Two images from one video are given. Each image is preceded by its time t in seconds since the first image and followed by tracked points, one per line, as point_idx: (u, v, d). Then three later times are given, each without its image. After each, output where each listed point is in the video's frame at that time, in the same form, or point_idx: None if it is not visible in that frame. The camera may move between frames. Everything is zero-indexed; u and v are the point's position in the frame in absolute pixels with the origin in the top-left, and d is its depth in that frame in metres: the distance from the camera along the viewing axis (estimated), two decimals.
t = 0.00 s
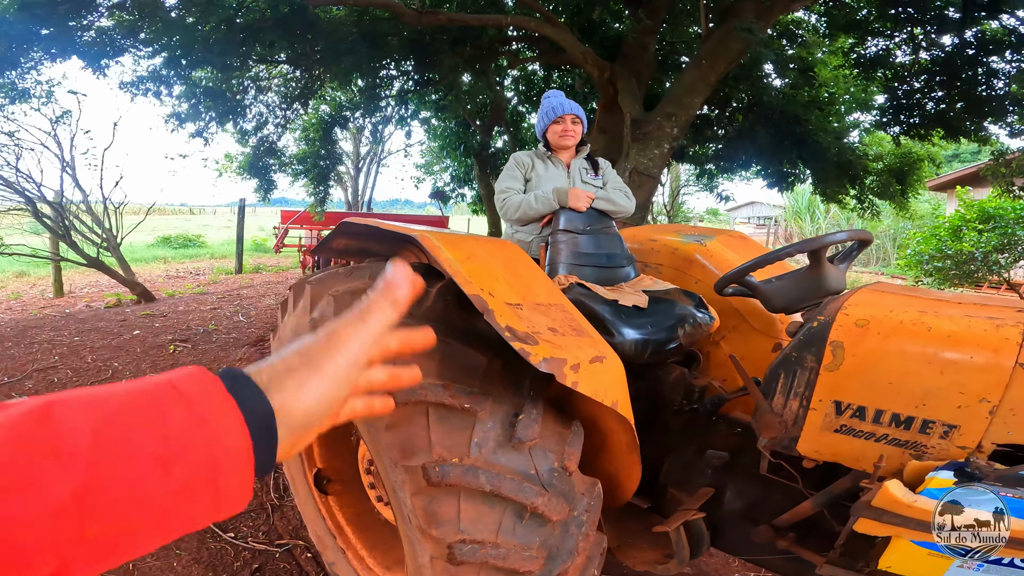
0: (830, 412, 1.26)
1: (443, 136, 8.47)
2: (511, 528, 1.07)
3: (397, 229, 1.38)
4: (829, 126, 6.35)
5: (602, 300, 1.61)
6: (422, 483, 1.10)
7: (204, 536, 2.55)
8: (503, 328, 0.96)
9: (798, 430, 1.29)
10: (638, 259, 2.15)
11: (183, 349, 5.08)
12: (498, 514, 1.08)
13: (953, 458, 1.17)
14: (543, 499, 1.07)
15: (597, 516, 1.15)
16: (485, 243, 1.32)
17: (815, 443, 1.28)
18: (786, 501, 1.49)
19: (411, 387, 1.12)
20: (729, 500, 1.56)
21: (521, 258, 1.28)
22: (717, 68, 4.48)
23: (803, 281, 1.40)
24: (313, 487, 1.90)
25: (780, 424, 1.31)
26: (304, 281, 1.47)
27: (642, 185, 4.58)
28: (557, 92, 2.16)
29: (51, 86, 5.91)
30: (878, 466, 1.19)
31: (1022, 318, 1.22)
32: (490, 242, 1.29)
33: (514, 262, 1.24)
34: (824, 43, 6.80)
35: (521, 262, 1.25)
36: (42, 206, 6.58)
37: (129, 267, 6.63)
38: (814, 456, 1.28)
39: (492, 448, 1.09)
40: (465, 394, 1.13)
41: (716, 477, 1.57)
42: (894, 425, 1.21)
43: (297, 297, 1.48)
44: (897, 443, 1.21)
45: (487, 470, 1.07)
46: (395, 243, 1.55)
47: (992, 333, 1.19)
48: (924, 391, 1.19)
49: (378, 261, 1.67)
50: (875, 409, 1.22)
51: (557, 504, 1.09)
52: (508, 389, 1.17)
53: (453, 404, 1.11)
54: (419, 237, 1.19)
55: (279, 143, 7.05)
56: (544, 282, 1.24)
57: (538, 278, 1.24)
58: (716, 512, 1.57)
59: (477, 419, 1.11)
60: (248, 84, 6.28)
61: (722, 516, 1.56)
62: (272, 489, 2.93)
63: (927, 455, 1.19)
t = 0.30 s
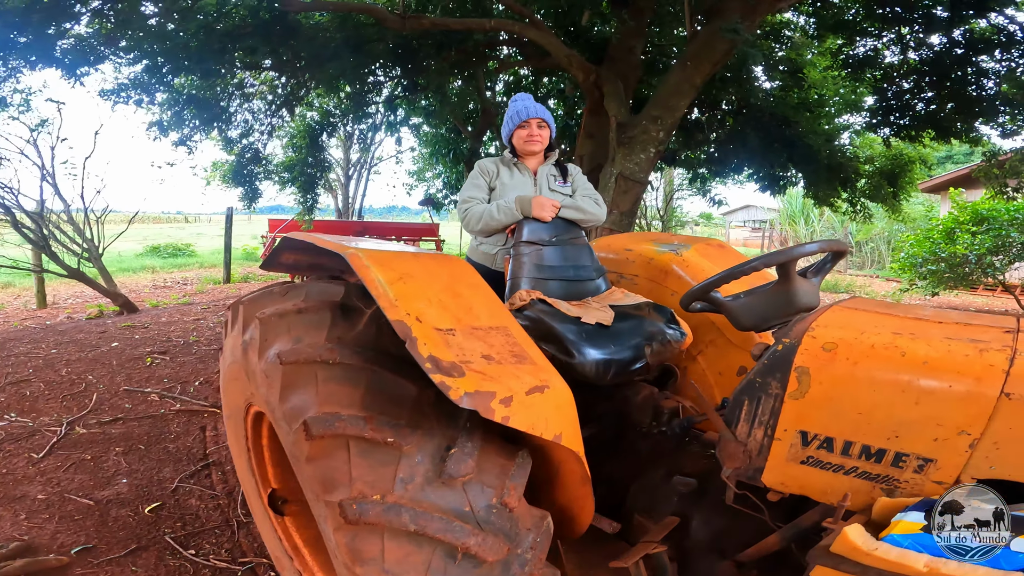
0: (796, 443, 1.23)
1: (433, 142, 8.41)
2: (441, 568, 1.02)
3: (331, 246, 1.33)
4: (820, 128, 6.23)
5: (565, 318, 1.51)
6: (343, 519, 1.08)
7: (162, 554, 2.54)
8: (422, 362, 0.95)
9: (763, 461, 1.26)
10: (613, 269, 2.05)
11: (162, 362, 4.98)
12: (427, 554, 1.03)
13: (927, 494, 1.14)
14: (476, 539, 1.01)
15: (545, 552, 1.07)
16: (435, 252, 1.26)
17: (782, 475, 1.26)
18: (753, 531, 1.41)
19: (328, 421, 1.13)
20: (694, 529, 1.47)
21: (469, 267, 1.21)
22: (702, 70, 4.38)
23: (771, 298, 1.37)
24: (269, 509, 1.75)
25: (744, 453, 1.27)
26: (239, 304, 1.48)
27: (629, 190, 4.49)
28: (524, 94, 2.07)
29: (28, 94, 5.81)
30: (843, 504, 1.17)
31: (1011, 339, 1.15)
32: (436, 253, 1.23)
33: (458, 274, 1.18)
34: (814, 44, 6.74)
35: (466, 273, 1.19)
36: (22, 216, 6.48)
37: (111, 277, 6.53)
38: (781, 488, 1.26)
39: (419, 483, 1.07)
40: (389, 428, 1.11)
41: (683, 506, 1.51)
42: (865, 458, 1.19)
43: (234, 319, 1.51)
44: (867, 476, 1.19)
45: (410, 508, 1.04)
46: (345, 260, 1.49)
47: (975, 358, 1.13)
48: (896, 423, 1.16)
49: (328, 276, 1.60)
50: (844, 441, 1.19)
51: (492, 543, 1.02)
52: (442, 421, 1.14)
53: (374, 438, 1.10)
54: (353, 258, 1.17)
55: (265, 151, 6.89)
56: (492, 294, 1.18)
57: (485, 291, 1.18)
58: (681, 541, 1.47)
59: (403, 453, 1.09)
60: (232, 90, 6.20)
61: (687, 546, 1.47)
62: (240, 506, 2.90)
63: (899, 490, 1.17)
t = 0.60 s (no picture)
0: (783, 468, 1.19)
1: (430, 146, 8.38)
2: None
3: (299, 262, 1.29)
4: (818, 130, 6.22)
5: (550, 334, 1.46)
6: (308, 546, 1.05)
7: (147, 564, 2.49)
8: (385, 389, 0.95)
9: (749, 485, 1.21)
10: (604, 280, 2.01)
11: (153, 368, 4.92)
12: None
13: (918, 523, 1.11)
14: (447, 568, 0.98)
15: None
16: (408, 269, 1.27)
17: (768, 499, 1.21)
18: (740, 553, 1.38)
19: (291, 446, 1.08)
20: (681, 552, 1.44)
21: (442, 286, 1.22)
22: (698, 72, 4.32)
23: (761, 317, 1.33)
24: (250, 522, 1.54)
25: (730, 477, 1.23)
26: (209, 320, 1.45)
27: (625, 195, 4.44)
28: (512, 98, 2.01)
29: (19, 97, 5.75)
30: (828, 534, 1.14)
31: (1008, 365, 1.12)
32: (408, 272, 1.23)
33: (429, 294, 1.18)
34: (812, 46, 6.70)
35: (439, 293, 1.20)
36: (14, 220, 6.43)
37: (104, 283, 6.48)
38: (767, 513, 1.22)
39: (388, 511, 1.03)
40: (353, 454, 1.07)
41: (669, 526, 1.48)
42: (854, 484, 1.15)
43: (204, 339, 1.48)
44: (856, 503, 1.15)
45: (377, 537, 1.00)
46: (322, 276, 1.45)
47: (973, 386, 1.10)
48: (887, 450, 1.13)
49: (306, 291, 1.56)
50: (832, 467, 1.16)
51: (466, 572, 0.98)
52: (415, 446, 1.10)
53: (338, 465, 1.06)
54: (320, 276, 1.16)
55: (260, 155, 6.81)
56: (464, 314, 1.19)
57: (457, 312, 1.18)
58: (667, 563, 1.45)
59: (370, 480, 1.05)
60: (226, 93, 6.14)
61: (673, 568, 1.44)
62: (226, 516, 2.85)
63: (888, 518, 1.13)
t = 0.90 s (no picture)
0: (782, 492, 1.15)
1: (429, 149, 8.35)
2: None
3: (284, 280, 1.26)
4: (818, 133, 6.22)
5: (545, 350, 1.43)
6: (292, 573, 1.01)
7: None
8: (370, 419, 0.95)
9: (748, 508, 1.18)
10: (602, 289, 1.97)
11: (148, 375, 4.88)
12: None
13: (922, 548, 1.07)
14: None
15: None
16: (398, 286, 1.26)
17: (767, 522, 1.17)
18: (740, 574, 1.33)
19: (274, 471, 1.05)
20: (679, 571, 1.39)
21: (430, 303, 1.21)
22: (697, 75, 4.28)
23: (762, 335, 1.30)
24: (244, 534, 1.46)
25: (729, 499, 1.19)
26: (194, 338, 1.42)
27: (624, 200, 4.41)
28: (509, 106, 1.97)
29: (15, 100, 5.72)
30: (829, 560, 1.10)
31: (1016, 391, 1.09)
32: (396, 289, 1.21)
33: (418, 312, 1.17)
34: (812, 48, 6.67)
35: (428, 311, 1.18)
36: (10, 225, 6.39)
37: (101, 288, 6.44)
38: (766, 536, 1.17)
39: (375, 537, 0.99)
40: (339, 480, 1.04)
41: (666, 545, 1.43)
42: (856, 508, 1.11)
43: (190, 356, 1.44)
44: (858, 527, 1.12)
45: (364, 564, 0.97)
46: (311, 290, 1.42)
47: (981, 413, 1.06)
48: (891, 474, 1.09)
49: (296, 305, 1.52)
50: (833, 491, 1.12)
51: None
52: (402, 469, 1.06)
53: (323, 491, 1.03)
54: (304, 295, 1.15)
55: (258, 159, 6.80)
56: (453, 333, 1.18)
57: (446, 331, 1.17)
58: None
59: (356, 506, 1.02)
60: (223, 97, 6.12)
61: None
62: (220, 526, 2.80)
63: (891, 542, 1.09)
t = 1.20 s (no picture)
0: (805, 521, 1.09)
1: (427, 152, 8.28)
2: None
3: (268, 297, 1.20)
4: (819, 136, 6.17)
5: (546, 368, 1.36)
6: None
7: None
8: (359, 455, 0.89)
9: (766, 536, 1.12)
10: (605, 299, 1.89)
11: (142, 382, 4.80)
12: None
13: None
14: None
15: None
16: (387, 304, 1.22)
17: (786, 551, 1.11)
18: None
19: (254, 505, 0.98)
20: None
21: (423, 323, 1.17)
22: (699, 78, 4.21)
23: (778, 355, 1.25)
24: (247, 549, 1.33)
25: (746, 527, 1.13)
26: (173, 356, 1.34)
27: (625, 204, 4.33)
28: (510, 109, 1.90)
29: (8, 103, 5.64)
30: None
31: None
32: (388, 309, 1.17)
33: (410, 335, 1.13)
34: (812, 50, 6.62)
35: (420, 333, 1.14)
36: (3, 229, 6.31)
37: (94, 293, 6.35)
38: (785, 565, 1.11)
39: None
40: (324, 515, 0.96)
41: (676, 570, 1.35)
42: (884, 538, 1.05)
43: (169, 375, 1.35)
44: (885, 556, 1.06)
45: None
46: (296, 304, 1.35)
47: None
48: (926, 503, 1.04)
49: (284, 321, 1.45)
50: (862, 521, 1.06)
51: None
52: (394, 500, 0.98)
53: (308, 527, 0.95)
54: (287, 316, 1.09)
55: (254, 162, 6.72)
56: (447, 354, 1.14)
57: (439, 353, 1.13)
58: None
59: (345, 543, 0.94)
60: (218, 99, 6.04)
61: None
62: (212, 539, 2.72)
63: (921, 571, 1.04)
